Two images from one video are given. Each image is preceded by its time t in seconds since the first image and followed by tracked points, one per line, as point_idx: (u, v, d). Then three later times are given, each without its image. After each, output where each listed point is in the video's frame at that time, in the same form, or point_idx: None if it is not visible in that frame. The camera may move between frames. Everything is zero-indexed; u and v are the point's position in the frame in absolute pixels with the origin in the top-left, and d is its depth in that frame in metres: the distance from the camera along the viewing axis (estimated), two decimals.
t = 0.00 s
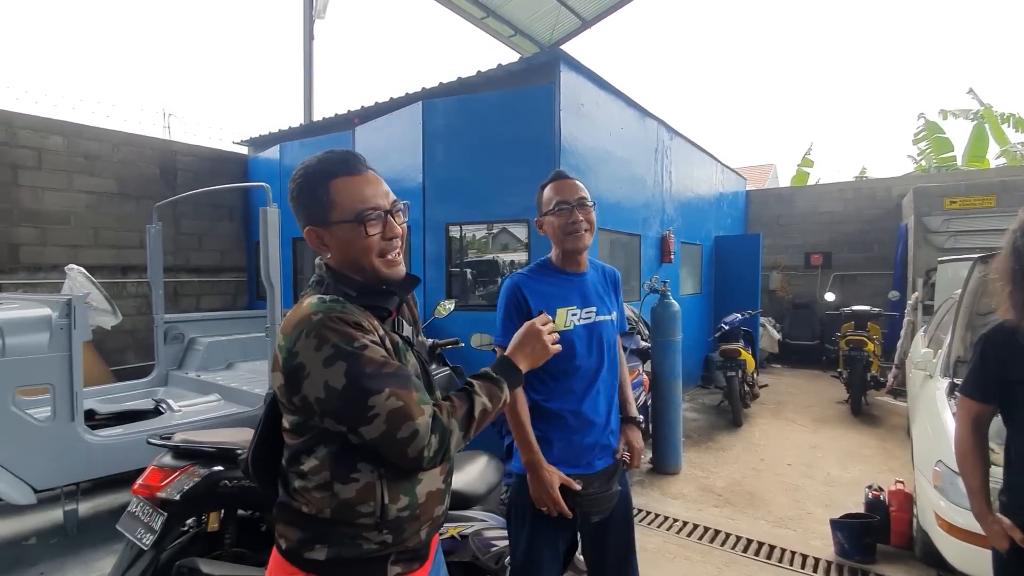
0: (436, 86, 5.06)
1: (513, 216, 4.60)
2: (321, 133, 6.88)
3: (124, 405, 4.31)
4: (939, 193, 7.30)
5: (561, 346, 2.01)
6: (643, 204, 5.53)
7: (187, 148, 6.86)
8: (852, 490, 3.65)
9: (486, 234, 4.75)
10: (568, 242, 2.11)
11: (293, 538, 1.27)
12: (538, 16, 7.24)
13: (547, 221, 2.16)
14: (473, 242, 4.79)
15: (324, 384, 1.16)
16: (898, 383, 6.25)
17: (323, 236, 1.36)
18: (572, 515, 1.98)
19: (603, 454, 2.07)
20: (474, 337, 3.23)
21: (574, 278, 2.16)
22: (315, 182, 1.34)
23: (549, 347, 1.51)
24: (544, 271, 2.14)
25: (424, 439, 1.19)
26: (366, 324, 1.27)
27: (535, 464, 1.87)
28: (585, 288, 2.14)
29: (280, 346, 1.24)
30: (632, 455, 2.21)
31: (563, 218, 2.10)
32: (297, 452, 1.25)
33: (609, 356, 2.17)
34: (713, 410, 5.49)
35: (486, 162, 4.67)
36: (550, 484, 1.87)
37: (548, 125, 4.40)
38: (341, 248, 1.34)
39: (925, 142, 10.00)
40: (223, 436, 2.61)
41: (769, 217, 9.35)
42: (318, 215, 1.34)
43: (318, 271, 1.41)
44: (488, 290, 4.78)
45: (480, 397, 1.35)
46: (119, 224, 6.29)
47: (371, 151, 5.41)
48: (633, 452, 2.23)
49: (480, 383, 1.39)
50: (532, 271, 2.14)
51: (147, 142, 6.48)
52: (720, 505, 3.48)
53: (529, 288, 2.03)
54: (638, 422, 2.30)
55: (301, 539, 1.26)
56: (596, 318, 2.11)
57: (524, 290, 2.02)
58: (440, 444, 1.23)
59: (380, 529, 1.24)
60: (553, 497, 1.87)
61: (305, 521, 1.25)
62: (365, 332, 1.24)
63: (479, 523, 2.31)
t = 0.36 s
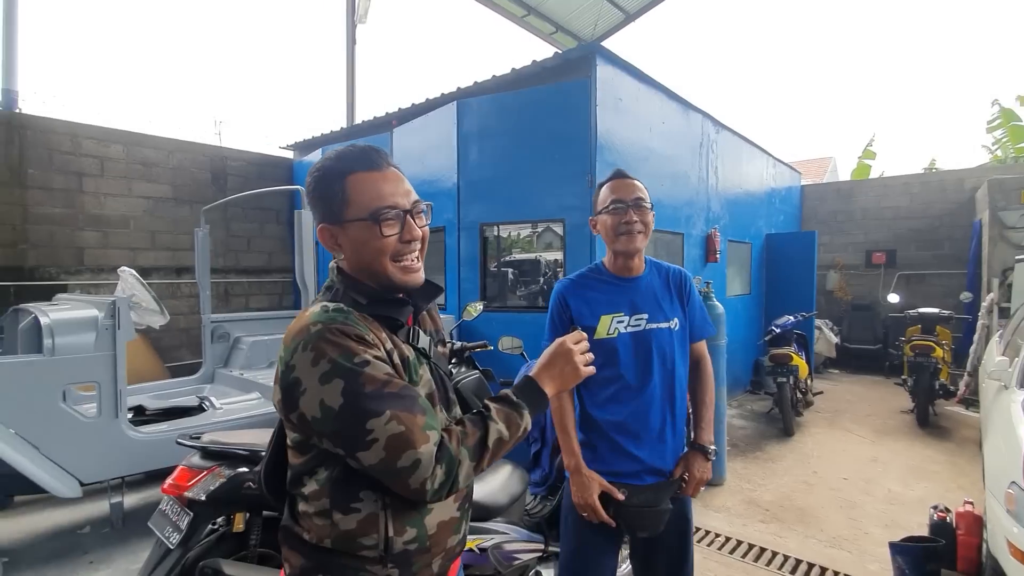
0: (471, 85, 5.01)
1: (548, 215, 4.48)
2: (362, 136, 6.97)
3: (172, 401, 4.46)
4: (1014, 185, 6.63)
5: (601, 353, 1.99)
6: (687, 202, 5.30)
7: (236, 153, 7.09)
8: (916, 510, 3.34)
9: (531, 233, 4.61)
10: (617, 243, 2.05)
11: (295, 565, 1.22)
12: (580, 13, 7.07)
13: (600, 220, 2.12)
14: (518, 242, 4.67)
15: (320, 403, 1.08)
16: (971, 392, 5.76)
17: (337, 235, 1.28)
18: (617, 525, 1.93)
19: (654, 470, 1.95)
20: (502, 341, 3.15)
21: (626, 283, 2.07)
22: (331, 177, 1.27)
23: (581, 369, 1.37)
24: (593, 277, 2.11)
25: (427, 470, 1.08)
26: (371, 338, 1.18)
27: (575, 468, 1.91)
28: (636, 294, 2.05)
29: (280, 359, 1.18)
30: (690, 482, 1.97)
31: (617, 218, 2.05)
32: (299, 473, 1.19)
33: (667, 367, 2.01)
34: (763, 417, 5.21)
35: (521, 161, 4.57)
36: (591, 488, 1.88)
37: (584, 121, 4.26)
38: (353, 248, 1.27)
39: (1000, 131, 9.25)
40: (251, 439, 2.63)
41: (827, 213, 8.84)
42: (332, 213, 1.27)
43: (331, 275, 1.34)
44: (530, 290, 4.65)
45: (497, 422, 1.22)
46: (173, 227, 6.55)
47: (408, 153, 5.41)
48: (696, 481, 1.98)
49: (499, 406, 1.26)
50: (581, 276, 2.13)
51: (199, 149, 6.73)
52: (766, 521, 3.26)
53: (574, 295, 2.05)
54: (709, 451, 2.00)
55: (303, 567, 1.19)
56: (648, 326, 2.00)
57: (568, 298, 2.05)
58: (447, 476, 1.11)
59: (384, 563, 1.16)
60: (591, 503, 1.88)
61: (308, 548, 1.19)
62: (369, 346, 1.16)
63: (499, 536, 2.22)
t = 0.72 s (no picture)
0: (500, 84, 4.99)
1: (578, 213, 4.40)
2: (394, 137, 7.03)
3: (209, 398, 4.58)
4: None
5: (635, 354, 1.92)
6: (723, 199, 5.14)
7: (275, 156, 7.25)
8: (970, 525, 3.13)
9: (566, 232, 4.52)
10: (666, 238, 1.94)
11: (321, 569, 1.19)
12: (614, 9, 6.97)
13: (650, 212, 2.03)
14: (553, 241, 4.60)
15: (343, 401, 1.00)
16: None
17: (383, 230, 1.21)
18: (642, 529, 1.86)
19: (684, 476, 1.86)
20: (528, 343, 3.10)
21: (666, 283, 1.97)
22: (381, 170, 1.20)
23: (626, 385, 1.22)
24: (632, 274, 2.02)
25: (448, 480, 0.96)
26: (402, 337, 1.09)
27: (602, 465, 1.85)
28: (677, 296, 1.96)
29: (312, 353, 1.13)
30: (718, 494, 1.85)
31: (668, 212, 1.96)
32: (330, 473, 1.17)
33: (705, 375, 1.92)
34: (805, 423, 4.99)
35: (551, 159, 4.51)
36: (616, 485, 1.82)
37: (614, 117, 4.16)
38: (398, 245, 1.19)
39: None
40: (278, 437, 2.66)
41: (875, 209, 8.44)
42: (379, 205, 1.20)
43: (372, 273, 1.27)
44: (563, 290, 4.56)
45: (528, 435, 1.08)
46: (215, 228, 6.75)
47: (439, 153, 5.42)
48: (723, 492, 1.86)
49: (530, 417, 1.12)
50: (619, 273, 2.05)
51: (240, 153, 6.92)
52: (806, 532, 3.10)
53: (610, 293, 2.00)
54: (740, 461, 1.86)
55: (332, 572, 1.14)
56: (685, 330, 1.92)
57: (604, 296, 2.00)
58: (470, 489, 0.99)
59: None
60: (616, 503, 1.82)
61: (333, 553, 1.15)
62: (398, 344, 1.07)
63: (519, 541, 2.17)
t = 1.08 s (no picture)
0: (520, 83, 4.97)
1: (599, 212, 4.35)
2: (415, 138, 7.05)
3: (233, 395, 4.65)
4: None
5: (646, 355, 1.88)
6: (748, 197, 5.03)
7: (298, 158, 7.34)
8: (1008, 536, 2.99)
9: (586, 232, 4.48)
10: (685, 235, 1.91)
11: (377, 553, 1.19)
12: (636, 6, 6.90)
13: (670, 211, 1.98)
14: (573, 240, 4.56)
15: (380, 384, 0.98)
16: None
17: (440, 219, 1.14)
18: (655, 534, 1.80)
19: (697, 483, 1.83)
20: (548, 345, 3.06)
21: (679, 283, 1.94)
22: (443, 158, 1.13)
23: (684, 404, 1.09)
24: (644, 273, 1.99)
25: (467, 477, 0.89)
26: (446, 325, 1.03)
27: (618, 470, 1.77)
28: (689, 297, 1.92)
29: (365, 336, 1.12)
30: (730, 503, 1.81)
31: (691, 210, 1.92)
32: (382, 459, 1.16)
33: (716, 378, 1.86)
34: (833, 427, 4.86)
35: (573, 157, 4.48)
36: (636, 492, 1.75)
37: (636, 115, 4.10)
38: (454, 236, 1.12)
39: None
40: (297, 435, 2.67)
41: (908, 207, 8.18)
42: (437, 195, 1.13)
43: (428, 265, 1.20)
44: (583, 290, 4.52)
45: (563, 442, 0.97)
46: (240, 229, 6.86)
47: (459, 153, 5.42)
48: (734, 500, 1.81)
49: (569, 423, 1.01)
50: (631, 271, 2.01)
51: (265, 154, 7.02)
52: (833, 540, 3.01)
53: (622, 291, 1.94)
54: (748, 468, 1.81)
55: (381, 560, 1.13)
56: (697, 332, 1.87)
57: (615, 293, 1.94)
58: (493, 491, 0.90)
59: (449, 568, 1.05)
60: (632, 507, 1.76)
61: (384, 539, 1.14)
62: (438, 329, 1.01)
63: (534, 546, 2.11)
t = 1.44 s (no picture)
0: (529, 82, 4.96)
1: (608, 212, 4.33)
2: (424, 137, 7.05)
3: (242, 394, 4.66)
4: None
5: (639, 355, 1.87)
6: (758, 197, 4.98)
7: (307, 158, 7.36)
8: None
9: (593, 231, 4.45)
10: (682, 234, 1.92)
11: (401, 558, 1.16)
12: (645, 5, 6.86)
13: (664, 208, 1.98)
14: (580, 241, 4.53)
15: (410, 386, 0.95)
16: None
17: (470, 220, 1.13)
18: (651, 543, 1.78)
19: (693, 491, 1.81)
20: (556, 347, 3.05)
21: (670, 281, 1.95)
22: (474, 157, 1.11)
23: (722, 436, 1.08)
24: (636, 272, 1.99)
25: (493, 492, 0.85)
26: (482, 329, 1.01)
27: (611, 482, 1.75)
28: (681, 294, 1.93)
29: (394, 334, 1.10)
30: (726, 510, 1.79)
31: (689, 208, 1.92)
32: (406, 463, 1.12)
33: (709, 375, 1.89)
34: (844, 430, 4.80)
35: (582, 157, 4.46)
36: (631, 504, 1.71)
37: (646, 114, 4.07)
38: (486, 237, 1.10)
39: None
40: (306, 435, 2.67)
41: (921, 207, 8.08)
42: (469, 194, 1.11)
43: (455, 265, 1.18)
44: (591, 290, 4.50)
45: (593, 464, 0.95)
46: (249, 228, 6.89)
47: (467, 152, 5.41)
48: (731, 507, 1.80)
49: (600, 446, 0.99)
50: (623, 270, 2.01)
51: (273, 154, 7.04)
52: (845, 545, 2.97)
53: (615, 290, 1.93)
54: (747, 476, 1.81)
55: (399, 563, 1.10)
56: (690, 329, 1.89)
57: (608, 292, 1.92)
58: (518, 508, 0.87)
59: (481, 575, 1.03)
60: (627, 518, 1.74)
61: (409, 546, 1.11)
62: (473, 332, 0.99)
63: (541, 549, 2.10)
